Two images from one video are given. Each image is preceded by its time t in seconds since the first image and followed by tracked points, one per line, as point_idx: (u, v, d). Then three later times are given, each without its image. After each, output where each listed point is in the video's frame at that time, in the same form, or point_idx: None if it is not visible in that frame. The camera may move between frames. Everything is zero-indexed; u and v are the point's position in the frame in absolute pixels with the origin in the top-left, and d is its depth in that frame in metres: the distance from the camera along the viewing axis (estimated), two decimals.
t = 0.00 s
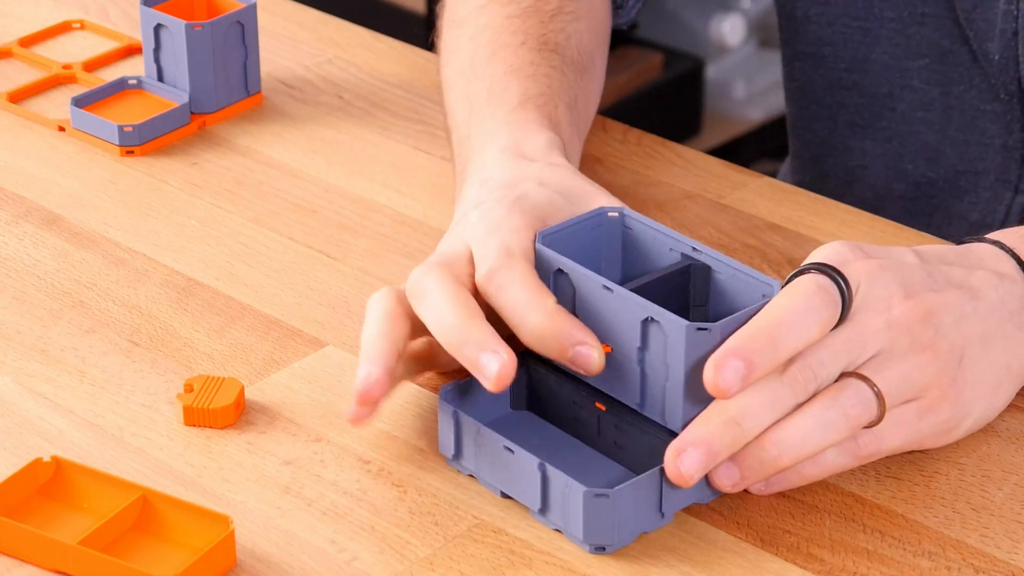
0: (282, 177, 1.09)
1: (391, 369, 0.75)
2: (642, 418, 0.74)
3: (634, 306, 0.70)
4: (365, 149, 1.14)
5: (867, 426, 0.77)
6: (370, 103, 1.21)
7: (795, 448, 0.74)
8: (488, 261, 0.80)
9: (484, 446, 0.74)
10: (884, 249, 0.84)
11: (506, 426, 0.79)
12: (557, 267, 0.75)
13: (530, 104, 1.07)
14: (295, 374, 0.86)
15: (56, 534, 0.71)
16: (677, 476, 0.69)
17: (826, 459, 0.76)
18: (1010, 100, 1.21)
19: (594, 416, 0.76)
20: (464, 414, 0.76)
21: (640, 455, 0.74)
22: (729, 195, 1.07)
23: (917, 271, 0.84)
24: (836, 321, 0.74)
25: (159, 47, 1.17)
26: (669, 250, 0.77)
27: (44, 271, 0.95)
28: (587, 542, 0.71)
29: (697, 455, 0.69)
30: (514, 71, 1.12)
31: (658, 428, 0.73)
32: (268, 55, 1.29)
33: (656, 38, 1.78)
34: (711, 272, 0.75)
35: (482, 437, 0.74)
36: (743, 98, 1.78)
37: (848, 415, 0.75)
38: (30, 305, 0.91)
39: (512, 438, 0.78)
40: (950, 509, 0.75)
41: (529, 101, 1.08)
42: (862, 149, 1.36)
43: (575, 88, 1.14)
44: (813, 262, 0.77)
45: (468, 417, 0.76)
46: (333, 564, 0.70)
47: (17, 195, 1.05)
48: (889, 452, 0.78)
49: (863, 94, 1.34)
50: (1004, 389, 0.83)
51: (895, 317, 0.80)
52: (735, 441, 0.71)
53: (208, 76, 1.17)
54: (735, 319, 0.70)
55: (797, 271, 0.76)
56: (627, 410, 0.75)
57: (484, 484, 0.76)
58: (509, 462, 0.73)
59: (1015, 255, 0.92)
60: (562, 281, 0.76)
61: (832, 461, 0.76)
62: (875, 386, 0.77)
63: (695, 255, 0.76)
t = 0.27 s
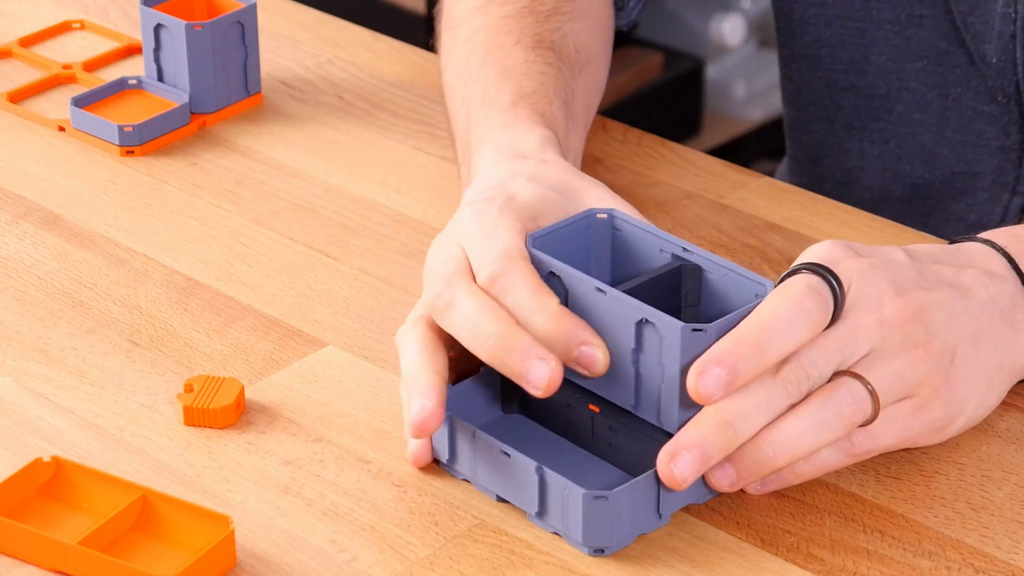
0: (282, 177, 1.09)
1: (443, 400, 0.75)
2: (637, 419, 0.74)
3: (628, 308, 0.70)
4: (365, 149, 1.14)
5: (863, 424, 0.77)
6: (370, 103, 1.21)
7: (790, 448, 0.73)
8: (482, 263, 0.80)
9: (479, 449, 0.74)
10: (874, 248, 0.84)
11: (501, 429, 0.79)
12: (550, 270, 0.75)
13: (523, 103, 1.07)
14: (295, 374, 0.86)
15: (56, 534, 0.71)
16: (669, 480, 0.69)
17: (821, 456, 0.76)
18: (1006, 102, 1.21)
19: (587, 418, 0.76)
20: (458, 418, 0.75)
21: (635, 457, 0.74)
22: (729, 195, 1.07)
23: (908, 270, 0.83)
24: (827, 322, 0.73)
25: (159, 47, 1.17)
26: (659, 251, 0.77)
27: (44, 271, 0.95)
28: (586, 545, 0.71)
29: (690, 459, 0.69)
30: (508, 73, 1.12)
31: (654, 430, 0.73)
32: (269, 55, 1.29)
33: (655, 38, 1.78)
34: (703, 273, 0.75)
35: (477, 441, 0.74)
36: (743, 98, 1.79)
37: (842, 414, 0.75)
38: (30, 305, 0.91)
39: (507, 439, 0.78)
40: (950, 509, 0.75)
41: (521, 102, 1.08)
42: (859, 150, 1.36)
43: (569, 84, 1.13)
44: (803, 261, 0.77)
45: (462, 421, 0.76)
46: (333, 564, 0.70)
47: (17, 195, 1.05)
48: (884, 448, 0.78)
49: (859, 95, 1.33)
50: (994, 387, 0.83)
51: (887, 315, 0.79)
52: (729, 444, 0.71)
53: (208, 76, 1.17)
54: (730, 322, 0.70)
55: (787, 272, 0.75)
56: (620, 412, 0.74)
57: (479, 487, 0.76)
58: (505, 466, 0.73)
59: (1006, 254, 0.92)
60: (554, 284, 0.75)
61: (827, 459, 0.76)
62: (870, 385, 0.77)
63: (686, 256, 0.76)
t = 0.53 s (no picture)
0: (282, 177, 1.09)
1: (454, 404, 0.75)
2: (638, 419, 0.74)
3: (629, 307, 0.70)
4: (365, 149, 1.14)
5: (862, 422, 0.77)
6: (370, 103, 1.21)
7: (790, 447, 0.74)
8: (479, 265, 0.79)
9: (482, 451, 0.74)
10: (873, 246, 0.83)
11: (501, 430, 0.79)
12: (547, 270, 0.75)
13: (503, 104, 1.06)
14: (295, 374, 0.86)
15: (56, 534, 0.71)
16: (667, 477, 0.69)
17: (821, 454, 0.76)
18: (1004, 104, 1.21)
19: (588, 419, 0.76)
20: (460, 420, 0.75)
21: (637, 456, 0.74)
22: (729, 195, 1.07)
23: (905, 268, 0.82)
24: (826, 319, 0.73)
25: (159, 47, 1.17)
26: (654, 250, 0.77)
27: (44, 271, 0.95)
28: (594, 544, 0.71)
29: (690, 457, 0.69)
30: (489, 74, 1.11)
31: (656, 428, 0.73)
32: (268, 55, 1.29)
33: (655, 38, 1.78)
34: (699, 270, 0.75)
35: (480, 443, 0.74)
36: (743, 98, 1.80)
37: (842, 413, 0.75)
38: (30, 305, 0.91)
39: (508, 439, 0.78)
40: (950, 509, 0.75)
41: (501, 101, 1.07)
42: (857, 152, 1.36)
43: (551, 81, 1.13)
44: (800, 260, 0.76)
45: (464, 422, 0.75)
46: (333, 564, 0.70)
47: (16, 195, 1.05)
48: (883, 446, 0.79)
49: (857, 96, 1.33)
50: (991, 386, 0.83)
51: (885, 312, 0.79)
52: (728, 442, 0.71)
53: (208, 76, 1.17)
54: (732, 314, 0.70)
55: (785, 270, 0.75)
56: (621, 412, 0.74)
57: (481, 488, 0.76)
58: (509, 467, 0.73)
59: (1003, 252, 0.92)
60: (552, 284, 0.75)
61: (826, 457, 0.77)
62: (869, 382, 0.77)
63: (681, 253, 0.76)
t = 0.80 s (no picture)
0: (282, 177, 1.09)
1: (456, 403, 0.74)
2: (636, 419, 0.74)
3: (629, 307, 0.70)
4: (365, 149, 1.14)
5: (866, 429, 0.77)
6: (370, 103, 1.21)
7: (792, 455, 0.73)
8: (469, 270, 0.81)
9: (480, 451, 0.74)
10: (877, 250, 0.84)
11: (500, 429, 0.79)
12: (546, 270, 0.75)
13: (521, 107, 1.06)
14: (295, 374, 0.86)
15: (56, 534, 0.71)
16: (667, 476, 0.69)
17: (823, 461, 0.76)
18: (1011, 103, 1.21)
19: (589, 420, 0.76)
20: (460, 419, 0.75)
21: (637, 457, 0.75)
22: (730, 195, 1.07)
23: (911, 274, 0.83)
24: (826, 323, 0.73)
25: (159, 47, 1.17)
26: (655, 251, 0.77)
27: (44, 271, 0.95)
28: (590, 545, 0.71)
29: (689, 455, 0.69)
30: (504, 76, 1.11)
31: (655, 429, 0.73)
32: (269, 55, 1.29)
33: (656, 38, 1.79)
34: (700, 271, 0.75)
35: (478, 443, 0.74)
36: (743, 98, 1.79)
37: (846, 422, 0.75)
38: (30, 305, 0.91)
39: (507, 438, 0.78)
40: (950, 509, 0.75)
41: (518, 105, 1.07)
42: (863, 153, 1.35)
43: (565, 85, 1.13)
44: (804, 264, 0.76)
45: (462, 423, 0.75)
46: (333, 564, 0.70)
47: (16, 195, 1.05)
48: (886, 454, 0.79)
49: (863, 98, 1.32)
50: (995, 391, 0.83)
51: (892, 317, 0.79)
52: (731, 443, 0.70)
53: (208, 76, 1.17)
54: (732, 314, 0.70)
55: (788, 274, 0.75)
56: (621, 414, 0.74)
57: (479, 488, 0.76)
58: (508, 468, 0.73)
59: (1011, 257, 0.92)
60: (551, 286, 0.75)
61: (828, 464, 0.77)
62: (873, 390, 0.76)
63: (682, 254, 0.75)
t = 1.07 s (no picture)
0: (281, 177, 1.09)
1: (484, 403, 0.74)
2: (637, 415, 0.73)
3: (630, 304, 0.70)
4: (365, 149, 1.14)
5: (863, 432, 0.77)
6: (370, 103, 1.21)
7: (790, 456, 0.73)
8: (467, 273, 0.80)
9: (484, 454, 0.74)
10: (879, 252, 0.83)
11: (497, 429, 0.78)
12: (541, 271, 0.75)
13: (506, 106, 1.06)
14: (295, 374, 0.86)
15: (56, 534, 0.71)
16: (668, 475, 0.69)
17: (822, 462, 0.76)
18: (1015, 98, 1.20)
19: (587, 415, 0.76)
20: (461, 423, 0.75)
21: (639, 451, 0.74)
22: (730, 195, 1.07)
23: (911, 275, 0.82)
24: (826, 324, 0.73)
25: (159, 47, 1.17)
26: (646, 248, 0.77)
27: (44, 271, 0.95)
28: (604, 543, 0.71)
29: (688, 454, 0.69)
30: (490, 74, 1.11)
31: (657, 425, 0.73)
32: (269, 55, 1.29)
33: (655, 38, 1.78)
34: (694, 266, 0.75)
35: (483, 446, 0.73)
36: (743, 97, 1.79)
37: (844, 424, 0.75)
38: (30, 305, 0.91)
39: (508, 438, 0.77)
40: (949, 509, 0.75)
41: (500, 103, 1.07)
42: (866, 150, 1.35)
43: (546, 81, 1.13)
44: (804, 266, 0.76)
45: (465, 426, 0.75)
46: (333, 564, 0.70)
47: (16, 195, 1.05)
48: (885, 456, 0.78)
49: (867, 95, 1.32)
50: (996, 392, 0.83)
51: (893, 321, 0.78)
52: (731, 439, 0.70)
53: (208, 76, 1.17)
54: (732, 312, 0.70)
55: (788, 274, 0.75)
56: (621, 410, 0.74)
57: (483, 490, 0.76)
58: (515, 469, 0.73)
59: (1010, 258, 0.91)
60: (547, 285, 0.75)
61: (826, 464, 0.77)
62: (872, 394, 0.76)
63: (675, 250, 0.75)
